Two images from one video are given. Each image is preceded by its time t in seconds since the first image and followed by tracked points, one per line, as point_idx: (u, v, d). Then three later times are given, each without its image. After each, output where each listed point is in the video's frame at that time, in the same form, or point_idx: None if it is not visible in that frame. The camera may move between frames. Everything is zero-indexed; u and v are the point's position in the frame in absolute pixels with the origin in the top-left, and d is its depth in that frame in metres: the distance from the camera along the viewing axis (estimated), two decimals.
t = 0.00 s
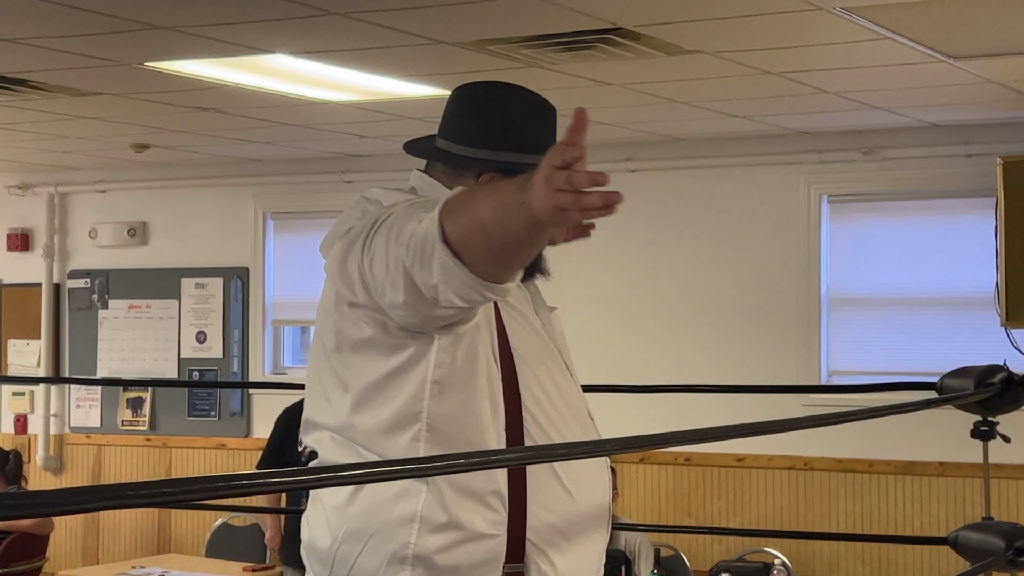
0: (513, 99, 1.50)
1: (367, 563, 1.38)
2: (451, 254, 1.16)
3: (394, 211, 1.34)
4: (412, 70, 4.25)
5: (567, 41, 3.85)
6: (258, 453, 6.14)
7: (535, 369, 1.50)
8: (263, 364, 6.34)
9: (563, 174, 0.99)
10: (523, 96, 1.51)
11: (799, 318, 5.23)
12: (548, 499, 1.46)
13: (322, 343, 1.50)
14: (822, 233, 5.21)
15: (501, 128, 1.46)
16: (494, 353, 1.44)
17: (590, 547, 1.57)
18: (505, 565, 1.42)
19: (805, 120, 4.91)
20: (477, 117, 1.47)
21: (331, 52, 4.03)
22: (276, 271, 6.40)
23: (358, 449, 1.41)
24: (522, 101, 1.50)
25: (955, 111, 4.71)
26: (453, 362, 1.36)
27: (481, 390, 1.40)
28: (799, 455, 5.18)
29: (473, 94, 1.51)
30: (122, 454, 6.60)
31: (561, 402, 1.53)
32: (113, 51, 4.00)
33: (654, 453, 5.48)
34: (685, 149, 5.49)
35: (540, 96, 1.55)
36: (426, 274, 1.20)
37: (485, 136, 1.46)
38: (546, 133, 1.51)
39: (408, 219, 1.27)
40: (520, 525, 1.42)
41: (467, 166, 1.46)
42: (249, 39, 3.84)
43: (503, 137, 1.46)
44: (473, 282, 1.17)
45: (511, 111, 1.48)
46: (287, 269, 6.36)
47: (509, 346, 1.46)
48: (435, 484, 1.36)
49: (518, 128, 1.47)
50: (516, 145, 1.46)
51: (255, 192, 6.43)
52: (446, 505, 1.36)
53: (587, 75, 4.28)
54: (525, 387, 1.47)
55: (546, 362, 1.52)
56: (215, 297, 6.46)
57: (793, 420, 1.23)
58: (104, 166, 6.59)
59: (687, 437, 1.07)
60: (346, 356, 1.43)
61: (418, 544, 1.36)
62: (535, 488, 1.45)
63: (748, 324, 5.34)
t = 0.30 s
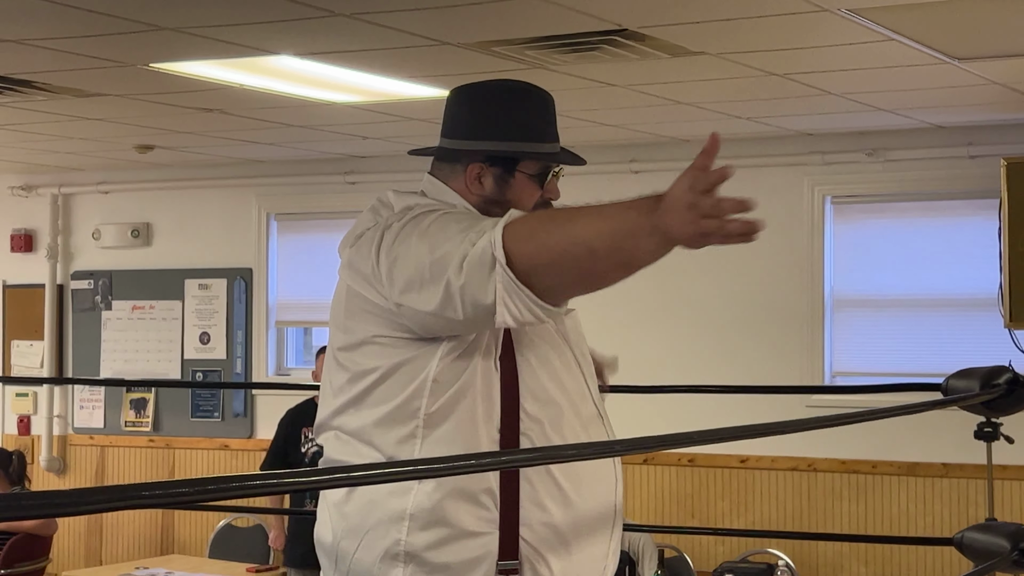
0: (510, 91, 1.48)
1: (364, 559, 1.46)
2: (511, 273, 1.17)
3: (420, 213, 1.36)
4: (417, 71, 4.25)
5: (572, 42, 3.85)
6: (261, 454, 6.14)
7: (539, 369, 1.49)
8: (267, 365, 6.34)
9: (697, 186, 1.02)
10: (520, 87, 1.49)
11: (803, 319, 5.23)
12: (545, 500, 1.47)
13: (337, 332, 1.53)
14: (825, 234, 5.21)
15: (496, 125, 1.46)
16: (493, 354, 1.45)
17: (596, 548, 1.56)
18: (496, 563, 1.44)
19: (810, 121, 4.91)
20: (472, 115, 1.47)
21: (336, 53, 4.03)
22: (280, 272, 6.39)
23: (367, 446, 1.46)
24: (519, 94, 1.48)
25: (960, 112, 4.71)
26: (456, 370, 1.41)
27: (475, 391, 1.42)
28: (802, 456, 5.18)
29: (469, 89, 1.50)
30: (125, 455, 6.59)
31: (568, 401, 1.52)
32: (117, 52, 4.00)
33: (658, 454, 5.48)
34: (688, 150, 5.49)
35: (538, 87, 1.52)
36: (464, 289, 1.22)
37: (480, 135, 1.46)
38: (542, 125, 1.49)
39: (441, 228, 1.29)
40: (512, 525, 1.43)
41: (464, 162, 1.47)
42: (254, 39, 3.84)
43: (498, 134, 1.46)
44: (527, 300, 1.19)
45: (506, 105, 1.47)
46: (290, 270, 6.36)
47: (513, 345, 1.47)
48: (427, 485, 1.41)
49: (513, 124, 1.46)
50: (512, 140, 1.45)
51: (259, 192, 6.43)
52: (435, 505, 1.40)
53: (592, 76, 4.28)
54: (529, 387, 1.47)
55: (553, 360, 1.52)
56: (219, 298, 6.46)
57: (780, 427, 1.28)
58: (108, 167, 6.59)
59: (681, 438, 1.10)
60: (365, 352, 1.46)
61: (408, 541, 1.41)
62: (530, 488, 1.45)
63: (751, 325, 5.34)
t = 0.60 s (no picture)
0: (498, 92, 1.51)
1: (352, 554, 1.49)
2: (523, 281, 1.27)
3: (424, 223, 1.43)
4: (411, 70, 4.25)
5: (566, 41, 3.86)
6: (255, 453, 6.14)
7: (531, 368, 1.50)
8: (261, 364, 6.35)
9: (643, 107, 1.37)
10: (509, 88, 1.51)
11: (797, 318, 5.24)
12: (534, 501, 1.47)
13: (335, 329, 1.58)
14: (819, 233, 5.23)
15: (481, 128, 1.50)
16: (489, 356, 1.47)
17: (587, 547, 1.57)
18: (482, 560, 1.45)
19: (803, 121, 4.93)
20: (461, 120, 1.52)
21: (330, 52, 4.04)
22: (274, 272, 6.39)
23: (357, 442, 1.51)
24: (507, 94, 1.50)
25: (953, 112, 4.73)
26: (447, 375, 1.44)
27: (465, 391, 1.44)
28: (796, 455, 5.19)
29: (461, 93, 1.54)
30: (120, 454, 6.59)
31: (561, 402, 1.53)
32: (112, 51, 4.00)
33: (652, 453, 5.49)
34: (682, 149, 5.50)
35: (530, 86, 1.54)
36: (470, 297, 1.30)
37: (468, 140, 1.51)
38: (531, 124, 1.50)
39: (445, 239, 1.36)
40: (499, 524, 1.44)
41: (455, 165, 1.53)
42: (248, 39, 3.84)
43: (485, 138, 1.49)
44: (534, 308, 1.28)
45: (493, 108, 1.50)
46: (284, 270, 6.36)
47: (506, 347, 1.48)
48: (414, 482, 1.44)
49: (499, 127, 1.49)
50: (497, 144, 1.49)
51: (253, 192, 6.43)
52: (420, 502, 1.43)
53: (586, 75, 4.29)
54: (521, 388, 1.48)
55: (545, 361, 1.53)
56: (214, 297, 6.46)
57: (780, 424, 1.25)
58: (102, 166, 6.58)
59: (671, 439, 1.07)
60: (359, 351, 1.52)
61: (393, 537, 1.44)
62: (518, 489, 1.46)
63: (745, 324, 5.35)
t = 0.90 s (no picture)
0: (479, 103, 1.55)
1: (348, 556, 1.49)
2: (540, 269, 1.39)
3: (426, 223, 1.48)
4: (403, 71, 4.25)
5: (557, 42, 3.86)
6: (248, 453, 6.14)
7: (524, 370, 1.51)
8: (254, 365, 6.34)
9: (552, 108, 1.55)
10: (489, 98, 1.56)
11: (789, 318, 5.25)
12: (527, 504, 1.48)
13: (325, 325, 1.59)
14: (812, 234, 5.23)
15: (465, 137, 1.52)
16: (489, 351, 1.48)
17: (580, 550, 1.57)
18: (476, 566, 1.45)
19: (795, 121, 4.93)
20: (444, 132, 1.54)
21: (322, 53, 4.04)
22: (267, 272, 6.39)
23: (353, 434, 1.51)
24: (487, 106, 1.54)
25: (945, 112, 4.73)
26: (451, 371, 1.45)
27: (464, 391, 1.46)
28: (789, 455, 5.19)
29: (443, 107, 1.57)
30: (112, 455, 6.58)
31: (555, 405, 1.54)
32: (104, 51, 4.00)
33: (645, 453, 5.50)
34: (675, 150, 5.50)
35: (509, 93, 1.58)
36: (489, 286, 1.37)
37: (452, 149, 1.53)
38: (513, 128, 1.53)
39: (455, 236, 1.43)
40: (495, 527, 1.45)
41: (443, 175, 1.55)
42: (240, 39, 3.84)
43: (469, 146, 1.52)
44: (553, 297, 1.40)
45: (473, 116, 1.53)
46: (277, 270, 6.36)
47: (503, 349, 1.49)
48: (412, 484, 1.44)
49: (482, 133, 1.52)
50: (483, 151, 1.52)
51: (245, 192, 6.43)
52: (417, 505, 1.43)
53: (578, 76, 4.29)
54: (518, 389, 1.49)
55: (538, 364, 1.54)
56: (206, 298, 6.45)
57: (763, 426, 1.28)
58: (94, 166, 6.58)
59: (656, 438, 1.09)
60: (353, 343, 1.52)
61: (390, 539, 1.44)
62: (512, 494, 1.47)
63: (738, 324, 5.36)
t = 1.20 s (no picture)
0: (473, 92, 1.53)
1: (340, 554, 1.50)
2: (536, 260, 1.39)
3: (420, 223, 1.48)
4: (398, 70, 4.25)
5: (553, 41, 3.86)
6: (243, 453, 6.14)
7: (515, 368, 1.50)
8: (249, 364, 6.34)
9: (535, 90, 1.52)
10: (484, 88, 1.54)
11: (784, 318, 5.25)
12: (517, 505, 1.45)
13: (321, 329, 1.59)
14: (807, 234, 5.23)
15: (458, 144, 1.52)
16: (484, 347, 1.48)
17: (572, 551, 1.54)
18: (465, 566, 1.44)
19: (790, 121, 4.93)
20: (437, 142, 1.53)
21: (318, 52, 4.04)
22: (262, 271, 6.39)
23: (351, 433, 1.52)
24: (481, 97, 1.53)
25: (940, 112, 4.73)
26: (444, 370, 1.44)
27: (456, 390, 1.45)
28: (784, 454, 5.20)
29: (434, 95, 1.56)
30: (107, 454, 6.58)
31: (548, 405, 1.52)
32: (99, 51, 4.00)
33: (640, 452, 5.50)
34: (671, 149, 5.50)
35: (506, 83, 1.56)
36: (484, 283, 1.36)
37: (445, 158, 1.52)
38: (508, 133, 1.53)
39: (450, 233, 1.42)
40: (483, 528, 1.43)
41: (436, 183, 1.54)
42: (236, 39, 3.84)
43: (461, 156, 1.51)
44: (550, 288, 1.40)
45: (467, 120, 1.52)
46: (272, 269, 6.35)
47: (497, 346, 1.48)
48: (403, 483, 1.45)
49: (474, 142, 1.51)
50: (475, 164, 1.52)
51: (241, 191, 6.42)
52: (407, 504, 1.43)
53: (574, 75, 4.29)
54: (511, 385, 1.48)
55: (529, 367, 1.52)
56: (201, 297, 6.45)
57: (760, 424, 1.25)
58: (89, 165, 6.56)
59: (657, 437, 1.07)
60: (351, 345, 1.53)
61: (380, 537, 1.45)
62: (503, 496, 1.45)
63: (733, 323, 5.36)
